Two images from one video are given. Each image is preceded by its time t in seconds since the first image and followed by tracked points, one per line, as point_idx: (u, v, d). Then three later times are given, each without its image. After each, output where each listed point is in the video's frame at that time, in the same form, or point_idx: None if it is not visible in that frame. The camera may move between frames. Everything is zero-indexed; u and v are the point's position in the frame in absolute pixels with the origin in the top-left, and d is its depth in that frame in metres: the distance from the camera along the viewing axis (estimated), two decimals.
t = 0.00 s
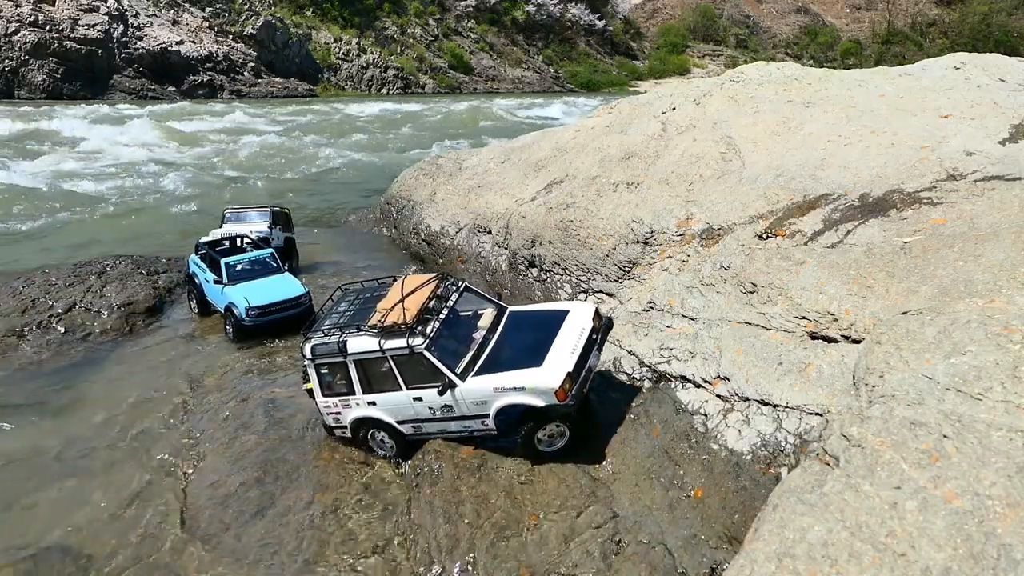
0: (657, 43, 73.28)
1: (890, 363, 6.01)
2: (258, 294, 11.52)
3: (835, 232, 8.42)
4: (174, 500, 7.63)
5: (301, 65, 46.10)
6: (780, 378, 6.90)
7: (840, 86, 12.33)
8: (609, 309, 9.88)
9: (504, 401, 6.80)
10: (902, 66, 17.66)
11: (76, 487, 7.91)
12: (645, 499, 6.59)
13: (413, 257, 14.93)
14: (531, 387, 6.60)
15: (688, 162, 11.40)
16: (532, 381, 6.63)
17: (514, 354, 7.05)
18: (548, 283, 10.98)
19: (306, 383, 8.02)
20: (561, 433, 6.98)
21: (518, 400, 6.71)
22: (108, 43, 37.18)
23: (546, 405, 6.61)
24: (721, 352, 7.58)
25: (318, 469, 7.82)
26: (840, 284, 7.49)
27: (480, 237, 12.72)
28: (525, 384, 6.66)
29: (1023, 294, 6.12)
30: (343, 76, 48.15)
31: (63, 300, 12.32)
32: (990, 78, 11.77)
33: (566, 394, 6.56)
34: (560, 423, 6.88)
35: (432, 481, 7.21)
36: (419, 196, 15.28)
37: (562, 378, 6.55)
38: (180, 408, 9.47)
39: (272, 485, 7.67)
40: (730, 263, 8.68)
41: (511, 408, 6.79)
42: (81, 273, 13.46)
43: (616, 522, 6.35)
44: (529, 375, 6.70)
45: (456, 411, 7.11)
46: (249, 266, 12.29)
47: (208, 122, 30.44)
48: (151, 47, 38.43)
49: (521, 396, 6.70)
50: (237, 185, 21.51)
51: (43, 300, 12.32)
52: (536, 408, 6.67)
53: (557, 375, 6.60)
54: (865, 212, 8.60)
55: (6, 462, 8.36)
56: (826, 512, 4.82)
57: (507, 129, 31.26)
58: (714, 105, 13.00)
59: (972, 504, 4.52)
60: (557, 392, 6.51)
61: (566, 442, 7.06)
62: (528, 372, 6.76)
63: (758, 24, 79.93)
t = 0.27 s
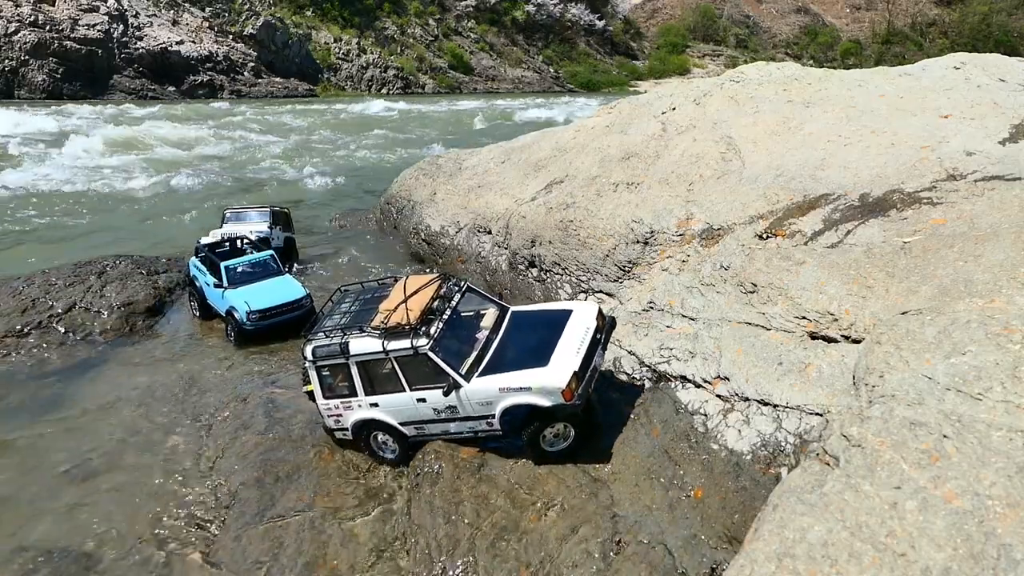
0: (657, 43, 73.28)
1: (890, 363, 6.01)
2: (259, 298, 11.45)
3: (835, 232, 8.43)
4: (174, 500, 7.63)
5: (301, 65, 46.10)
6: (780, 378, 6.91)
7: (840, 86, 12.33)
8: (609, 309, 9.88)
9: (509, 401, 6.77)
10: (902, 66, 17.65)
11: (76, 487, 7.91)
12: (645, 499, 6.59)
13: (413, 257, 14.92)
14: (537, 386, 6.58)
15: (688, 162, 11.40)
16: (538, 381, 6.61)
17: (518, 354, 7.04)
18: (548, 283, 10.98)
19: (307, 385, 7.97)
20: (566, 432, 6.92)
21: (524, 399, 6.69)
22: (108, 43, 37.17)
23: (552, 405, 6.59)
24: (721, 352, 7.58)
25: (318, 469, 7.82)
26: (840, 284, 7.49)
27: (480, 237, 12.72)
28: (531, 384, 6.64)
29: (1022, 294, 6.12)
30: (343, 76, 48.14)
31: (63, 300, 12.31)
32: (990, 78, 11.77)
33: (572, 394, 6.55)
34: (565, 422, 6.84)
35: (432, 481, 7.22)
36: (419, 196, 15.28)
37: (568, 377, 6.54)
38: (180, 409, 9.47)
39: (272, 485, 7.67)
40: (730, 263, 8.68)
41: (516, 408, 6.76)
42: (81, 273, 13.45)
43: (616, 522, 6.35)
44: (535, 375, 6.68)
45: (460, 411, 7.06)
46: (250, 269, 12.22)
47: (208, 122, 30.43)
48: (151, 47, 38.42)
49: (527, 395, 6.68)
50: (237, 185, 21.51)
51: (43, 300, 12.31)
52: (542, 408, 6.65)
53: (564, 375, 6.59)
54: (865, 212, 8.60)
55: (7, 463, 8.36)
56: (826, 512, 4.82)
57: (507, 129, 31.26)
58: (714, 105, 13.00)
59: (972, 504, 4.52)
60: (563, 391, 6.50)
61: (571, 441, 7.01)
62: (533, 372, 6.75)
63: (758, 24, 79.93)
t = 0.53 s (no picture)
0: (657, 43, 73.29)
1: (890, 363, 6.02)
2: (261, 300, 11.40)
3: (835, 232, 8.43)
4: (174, 500, 7.63)
5: (301, 65, 46.10)
6: (780, 378, 6.91)
7: (840, 86, 12.33)
8: (609, 309, 9.88)
9: (510, 402, 6.78)
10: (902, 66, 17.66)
11: (77, 487, 7.92)
12: (645, 499, 6.59)
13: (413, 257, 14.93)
14: (538, 387, 6.58)
15: (688, 162, 11.40)
16: (540, 380, 6.61)
17: (518, 353, 7.05)
18: (548, 283, 10.99)
19: (306, 387, 7.94)
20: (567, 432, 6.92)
21: (525, 400, 6.70)
22: (108, 43, 37.17)
23: (553, 404, 6.60)
24: (721, 352, 7.58)
25: (318, 469, 7.82)
26: (840, 284, 7.49)
27: (480, 237, 12.73)
28: (532, 384, 6.65)
29: (1023, 294, 6.12)
30: (343, 76, 48.15)
31: (63, 300, 12.30)
32: (990, 78, 11.77)
33: (573, 394, 6.56)
34: (566, 423, 6.85)
35: (432, 481, 7.25)
36: (419, 196, 15.28)
37: (569, 377, 6.55)
38: (180, 409, 9.46)
39: (272, 485, 7.67)
40: (730, 263, 8.68)
41: (517, 408, 6.77)
42: (81, 273, 13.45)
43: (616, 522, 6.36)
44: (536, 375, 6.69)
45: (462, 412, 7.07)
46: (251, 271, 12.19)
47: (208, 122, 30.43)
48: (151, 47, 38.42)
49: (528, 395, 6.68)
50: (237, 185, 21.51)
51: (43, 300, 12.31)
52: (543, 408, 6.66)
53: (565, 374, 6.59)
54: (865, 212, 8.60)
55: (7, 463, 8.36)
56: (826, 512, 4.82)
57: (507, 129, 31.28)
58: (714, 105, 13.00)
59: (972, 504, 4.52)
60: (565, 391, 6.51)
61: (572, 442, 7.01)
62: (534, 372, 6.75)
63: (758, 23, 79.92)
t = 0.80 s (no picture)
0: (657, 43, 73.29)
1: (890, 363, 6.02)
2: (261, 301, 11.39)
3: (835, 231, 8.43)
4: (174, 500, 7.63)
5: (302, 65, 46.09)
6: (780, 378, 6.91)
7: (840, 86, 12.32)
8: (609, 309, 9.88)
9: (512, 402, 6.77)
10: (902, 66, 17.65)
11: (77, 487, 7.92)
12: (645, 499, 6.59)
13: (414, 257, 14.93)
14: (540, 386, 6.58)
15: (688, 162, 11.40)
16: (541, 380, 6.61)
17: (519, 353, 7.05)
18: (548, 283, 10.99)
19: (306, 388, 7.91)
20: (570, 432, 6.92)
21: (527, 400, 6.69)
22: (108, 43, 37.17)
23: (555, 404, 6.60)
24: (721, 352, 7.58)
25: (317, 469, 7.82)
26: (840, 284, 7.48)
27: (480, 237, 12.73)
28: (533, 384, 6.65)
29: (1023, 294, 6.12)
30: (343, 76, 48.16)
31: (63, 300, 12.30)
32: (990, 78, 11.77)
33: (575, 393, 6.57)
34: (569, 422, 6.86)
35: (432, 481, 7.26)
36: (419, 196, 15.26)
37: (571, 377, 6.56)
38: (180, 410, 9.47)
39: (272, 485, 7.67)
40: (730, 263, 8.68)
41: (519, 408, 6.77)
42: (81, 273, 13.45)
43: (616, 522, 6.36)
44: (538, 374, 6.69)
45: (463, 412, 7.06)
46: (252, 272, 12.19)
47: (208, 121, 30.42)
48: (151, 47, 38.41)
49: (530, 395, 6.68)
50: (237, 185, 21.50)
51: (43, 300, 12.32)
52: (545, 408, 6.66)
53: (567, 374, 6.60)
54: (865, 212, 8.60)
55: (8, 463, 8.36)
56: (826, 512, 4.82)
57: (507, 129, 31.30)
58: (714, 105, 13.00)
59: (972, 504, 4.52)
60: (567, 391, 6.51)
61: (574, 442, 7.01)
62: (536, 371, 6.75)
63: (758, 24, 79.91)
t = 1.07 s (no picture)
0: (657, 43, 73.27)
1: (890, 363, 6.02)
2: (262, 301, 11.36)
3: (835, 232, 8.43)
4: (174, 500, 7.64)
5: (302, 65, 46.09)
6: (780, 378, 6.91)
7: (840, 86, 12.32)
8: (609, 309, 9.88)
9: (513, 402, 6.77)
10: (902, 66, 17.66)
11: (78, 486, 7.93)
12: (645, 499, 6.59)
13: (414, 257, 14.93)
14: (542, 386, 6.58)
15: (688, 162, 11.40)
16: (543, 380, 6.62)
17: (520, 353, 7.06)
18: (548, 283, 10.99)
19: (306, 388, 7.90)
20: (570, 432, 6.92)
21: (528, 400, 6.69)
22: (108, 43, 37.17)
23: (557, 404, 6.60)
24: (721, 352, 7.58)
25: (317, 469, 7.82)
26: (840, 284, 7.48)
27: (480, 237, 12.73)
28: (534, 384, 6.65)
29: (1022, 295, 6.13)
30: (343, 76, 48.17)
31: (63, 300, 12.30)
32: (990, 78, 11.77)
33: (576, 393, 6.57)
34: (569, 422, 6.86)
35: (432, 482, 7.26)
36: (419, 196, 15.27)
37: (572, 377, 6.56)
38: (180, 410, 9.47)
39: (272, 485, 7.67)
40: (729, 263, 8.68)
41: (520, 408, 6.76)
42: (81, 273, 13.45)
43: (616, 523, 6.36)
44: (539, 374, 6.69)
45: (464, 412, 7.06)
46: (253, 272, 12.17)
47: (208, 121, 30.40)
48: (151, 47, 38.40)
49: (531, 396, 6.68)
50: (237, 185, 21.50)
51: (43, 300, 12.32)
52: (546, 408, 6.66)
53: (568, 374, 6.61)
54: (865, 212, 8.60)
55: (8, 463, 8.36)
56: (826, 512, 4.82)
57: (507, 129, 31.31)
58: (714, 105, 13.00)
59: (972, 504, 4.52)
60: (568, 391, 6.51)
61: (575, 442, 7.01)
62: (537, 372, 6.75)
63: (758, 23, 79.90)
